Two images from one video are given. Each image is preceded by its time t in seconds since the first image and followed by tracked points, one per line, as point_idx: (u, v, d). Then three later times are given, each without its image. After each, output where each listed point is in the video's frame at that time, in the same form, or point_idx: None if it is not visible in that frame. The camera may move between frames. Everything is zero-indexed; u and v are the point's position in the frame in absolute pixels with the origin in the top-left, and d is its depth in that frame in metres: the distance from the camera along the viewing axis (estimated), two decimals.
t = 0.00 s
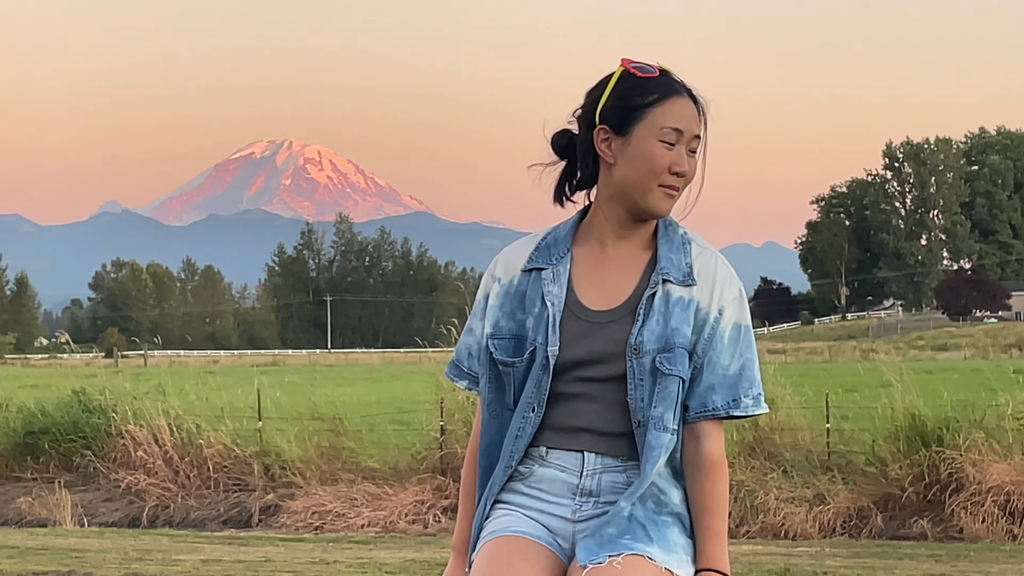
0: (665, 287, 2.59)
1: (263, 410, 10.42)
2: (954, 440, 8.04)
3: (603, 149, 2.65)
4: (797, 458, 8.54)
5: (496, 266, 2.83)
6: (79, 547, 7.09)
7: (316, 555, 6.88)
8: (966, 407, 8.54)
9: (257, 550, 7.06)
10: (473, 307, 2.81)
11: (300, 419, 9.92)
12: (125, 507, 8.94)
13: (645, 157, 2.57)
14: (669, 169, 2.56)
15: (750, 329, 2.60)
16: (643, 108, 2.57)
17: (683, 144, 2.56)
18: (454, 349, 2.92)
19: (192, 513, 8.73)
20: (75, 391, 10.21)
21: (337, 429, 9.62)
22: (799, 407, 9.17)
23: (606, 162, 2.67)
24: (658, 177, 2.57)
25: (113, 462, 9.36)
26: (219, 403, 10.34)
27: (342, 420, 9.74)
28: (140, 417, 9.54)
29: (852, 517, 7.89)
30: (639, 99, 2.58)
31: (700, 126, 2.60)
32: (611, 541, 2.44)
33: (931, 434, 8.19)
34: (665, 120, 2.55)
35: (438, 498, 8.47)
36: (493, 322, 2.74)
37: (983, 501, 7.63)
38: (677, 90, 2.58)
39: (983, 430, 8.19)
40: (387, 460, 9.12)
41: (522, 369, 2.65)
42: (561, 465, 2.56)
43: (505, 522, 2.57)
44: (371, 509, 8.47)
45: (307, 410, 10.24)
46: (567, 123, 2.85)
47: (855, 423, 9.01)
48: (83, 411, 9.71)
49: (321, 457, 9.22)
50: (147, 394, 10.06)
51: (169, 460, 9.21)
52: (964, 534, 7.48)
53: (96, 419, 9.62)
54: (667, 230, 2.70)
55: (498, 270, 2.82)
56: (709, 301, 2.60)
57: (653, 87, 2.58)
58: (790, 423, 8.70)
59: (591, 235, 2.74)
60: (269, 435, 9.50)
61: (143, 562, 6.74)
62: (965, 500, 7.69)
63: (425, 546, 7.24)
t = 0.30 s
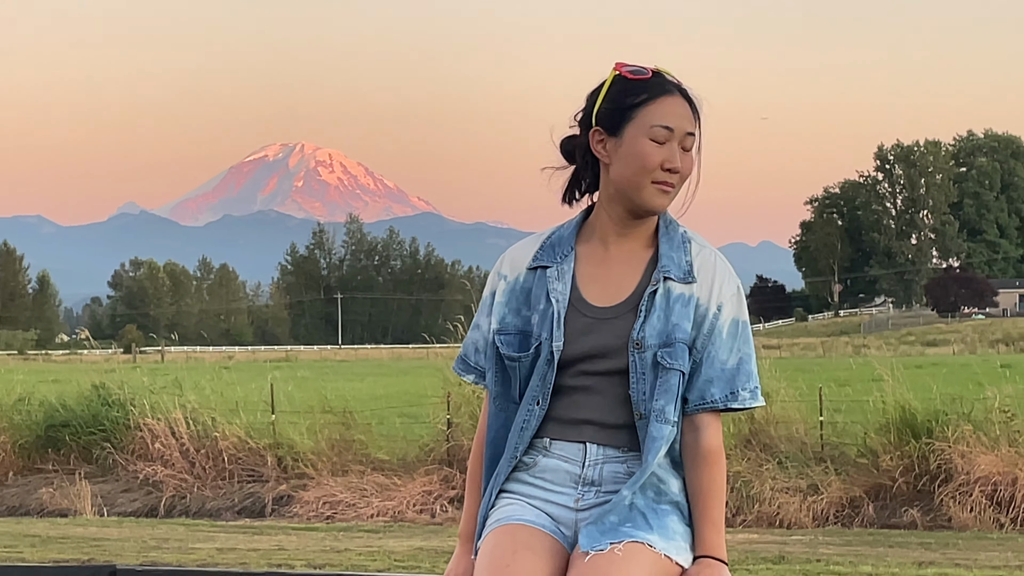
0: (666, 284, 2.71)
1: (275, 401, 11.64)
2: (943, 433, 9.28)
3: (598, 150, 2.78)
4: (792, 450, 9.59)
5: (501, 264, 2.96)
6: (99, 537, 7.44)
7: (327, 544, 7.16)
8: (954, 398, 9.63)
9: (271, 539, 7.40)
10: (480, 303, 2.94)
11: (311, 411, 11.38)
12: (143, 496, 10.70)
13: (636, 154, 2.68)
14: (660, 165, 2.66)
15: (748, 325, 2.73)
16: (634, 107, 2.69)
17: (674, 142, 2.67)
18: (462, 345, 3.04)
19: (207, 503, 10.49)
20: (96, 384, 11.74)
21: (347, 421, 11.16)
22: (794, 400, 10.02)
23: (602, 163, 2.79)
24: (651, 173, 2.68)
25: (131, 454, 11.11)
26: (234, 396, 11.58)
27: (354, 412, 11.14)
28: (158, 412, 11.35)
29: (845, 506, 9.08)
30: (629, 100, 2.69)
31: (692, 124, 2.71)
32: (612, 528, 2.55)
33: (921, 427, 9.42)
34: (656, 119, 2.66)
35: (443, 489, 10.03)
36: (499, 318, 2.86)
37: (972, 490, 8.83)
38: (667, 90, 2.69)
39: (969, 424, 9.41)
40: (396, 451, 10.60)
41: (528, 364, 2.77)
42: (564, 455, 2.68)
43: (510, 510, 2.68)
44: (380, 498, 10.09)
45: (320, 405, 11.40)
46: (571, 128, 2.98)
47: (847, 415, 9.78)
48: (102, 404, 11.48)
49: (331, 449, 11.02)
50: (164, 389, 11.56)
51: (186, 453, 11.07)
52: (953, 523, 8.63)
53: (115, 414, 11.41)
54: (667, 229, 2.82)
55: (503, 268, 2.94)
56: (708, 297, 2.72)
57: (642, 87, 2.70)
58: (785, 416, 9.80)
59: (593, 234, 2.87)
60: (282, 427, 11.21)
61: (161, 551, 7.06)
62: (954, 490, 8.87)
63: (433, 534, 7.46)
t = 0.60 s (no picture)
0: (660, 275, 2.77)
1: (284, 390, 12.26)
2: (928, 419, 9.47)
3: (578, 147, 2.82)
4: (781, 435, 10.02)
5: (502, 256, 3.03)
6: (115, 521, 7.87)
7: (334, 526, 7.50)
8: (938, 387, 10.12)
9: (280, 522, 7.79)
10: (480, 294, 3.01)
11: (320, 399, 11.93)
12: (157, 481, 10.74)
13: (600, 147, 2.69)
14: (622, 155, 2.65)
15: (739, 314, 2.79)
16: (596, 102, 2.71)
17: (636, 132, 2.66)
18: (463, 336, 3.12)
19: (219, 487, 10.56)
20: (112, 373, 12.13)
21: (354, 408, 11.61)
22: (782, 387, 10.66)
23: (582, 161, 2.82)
24: (615, 164, 2.67)
25: (146, 440, 11.14)
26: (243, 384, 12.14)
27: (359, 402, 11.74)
28: (171, 398, 11.42)
29: (832, 489, 9.35)
30: (593, 96, 2.72)
31: (657, 112, 2.68)
32: (606, 511, 2.60)
33: (905, 414, 9.66)
34: (616, 111, 2.67)
35: (446, 473, 10.19)
36: (499, 308, 2.93)
37: (955, 474, 9.02)
38: (630, 82, 2.69)
39: (953, 410, 9.64)
40: (401, 437, 10.81)
41: (525, 352, 2.83)
42: (561, 440, 2.75)
43: (507, 493, 2.73)
44: (386, 483, 10.24)
45: (327, 391, 12.24)
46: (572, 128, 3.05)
47: (835, 402, 10.31)
48: (119, 392, 11.65)
49: (338, 434, 11.24)
50: (176, 376, 11.93)
51: (198, 437, 11.09)
52: (937, 505, 8.80)
53: (130, 400, 11.52)
54: (661, 222, 2.88)
55: (504, 259, 3.01)
56: (701, 288, 2.79)
57: (604, 82, 2.73)
58: (775, 404, 10.21)
59: (589, 227, 2.92)
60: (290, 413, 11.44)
61: (174, 533, 7.48)
62: (937, 474, 9.03)
63: (435, 518, 7.81)
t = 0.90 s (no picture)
0: (653, 265, 2.84)
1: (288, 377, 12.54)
2: (912, 404, 9.80)
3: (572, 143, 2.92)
4: (770, 419, 10.41)
5: (501, 246, 3.09)
6: (124, 502, 8.02)
7: (337, 507, 7.67)
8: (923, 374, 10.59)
9: (284, 503, 7.96)
10: (480, 281, 3.08)
11: (322, 385, 12.18)
12: (164, 464, 10.88)
13: (587, 138, 2.77)
14: (605, 143, 2.73)
15: (730, 303, 2.87)
16: (583, 95, 2.81)
17: (619, 120, 2.74)
18: (463, 324, 3.17)
19: (225, 470, 10.71)
20: (120, 361, 12.38)
21: (355, 394, 11.84)
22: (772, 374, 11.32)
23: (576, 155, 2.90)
24: (600, 152, 2.75)
25: (154, 424, 11.37)
26: (248, 370, 12.46)
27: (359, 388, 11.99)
28: (178, 383, 11.59)
29: (819, 472, 9.70)
30: (579, 90, 2.82)
31: (640, 102, 2.76)
32: (601, 492, 2.65)
33: (891, 397, 9.97)
34: (600, 101, 2.76)
35: (445, 456, 10.31)
36: (498, 296, 3.00)
37: (939, 457, 9.35)
38: (614, 73, 2.79)
39: (937, 395, 9.98)
40: (402, 423, 11.09)
41: (523, 339, 2.89)
42: (557, 424, 2.79)
43: (505, 476, 2.77)
44: (386, 465, 10.35)
45: (330, 377, 12.73)
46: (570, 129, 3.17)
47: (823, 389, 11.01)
48: (127, 377, 11.79)
49: (340, 419, 11.36)
50: (183, 363, 12.19)
51: (205, 422, 11.26)
52: (921, 487, 9.21)
53: (138, 385, 11.66)
54: (655, 213, 2.94)
55: (502, 249, 3.08)
56: (692, 277, 2.86)
57: (591, 77, 2.83)
58: (764, 389, 10.65)
59: (585, 218, 2.98)
60: (295, 399, 11.64)
61: (181, 514, 7.66)
62: (921, 457, 9.44)
63: (435, 499, 7.99)
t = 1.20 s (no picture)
0: (649, 253, 2.80)
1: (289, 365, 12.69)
2: (900, 390, 9.97)
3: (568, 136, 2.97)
4: (761, 406, 10.57)
5: (499, 234, 3.05)
6: (128, 487, 8.12)
7: (338, 492, 7.77)
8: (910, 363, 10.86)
9: (286, 488, 8.08)
10: (479, 270, 3.03)
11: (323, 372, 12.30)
12: (169, 449, 10.99)
13: (577, 128, 2.83)
14: (593, 132, 2.79)
15: (725, 291, 2.83)
16: (576, 88, 2.88)
17: (607, 109, 2.79)
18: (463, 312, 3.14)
19: (228, 455, 10.81)
20: (126, 348, 12.53)
21: (356, 381, 11.90)
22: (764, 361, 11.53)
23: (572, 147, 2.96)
24: (589, 142, 2.80)
25: (158, 410, 11.49)
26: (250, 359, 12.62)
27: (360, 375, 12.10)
28: (181, 370, 11.72)
29: (810, 457, 9.81)
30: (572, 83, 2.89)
31: (629, 92, 2.81)
32: (599, 477, 2.59)
33: (880, 383, 10.14)
34: (589, 92, 2.82)
35: (444, 442, 10.41)
36: (497, 283, 2.96)
37: (926, 443, 9.48)
38: (604, 66, 2.85)
39: (924, 381, 10.18)
40: (401, 409, 11.16)
41: (522, 325, 2.85)
42: (555, 409, 2.76)
43: (504, 459, 2.73)
44: (386, 451, 10.43)
45: (331, 365, 12.87)
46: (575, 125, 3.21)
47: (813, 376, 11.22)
48: (131, 364, 11.91)
49: (341, 405, 11.43)
50: (186, 351, 12.36)
51: (208, 408, 11.36)
52: (909, 472, 9.34)
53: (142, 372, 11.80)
54: (651, 203, 2.91)
55: (501, 238, 3.03)
56: (688, 265, 2.81)
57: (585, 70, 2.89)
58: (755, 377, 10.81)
59: (582, 207, 2.96)
60: (296, 386, 11.78)
61: (185, 498, 7.76)
62: (909, 442, 9.58)
63: (434, 484, 8.09)
